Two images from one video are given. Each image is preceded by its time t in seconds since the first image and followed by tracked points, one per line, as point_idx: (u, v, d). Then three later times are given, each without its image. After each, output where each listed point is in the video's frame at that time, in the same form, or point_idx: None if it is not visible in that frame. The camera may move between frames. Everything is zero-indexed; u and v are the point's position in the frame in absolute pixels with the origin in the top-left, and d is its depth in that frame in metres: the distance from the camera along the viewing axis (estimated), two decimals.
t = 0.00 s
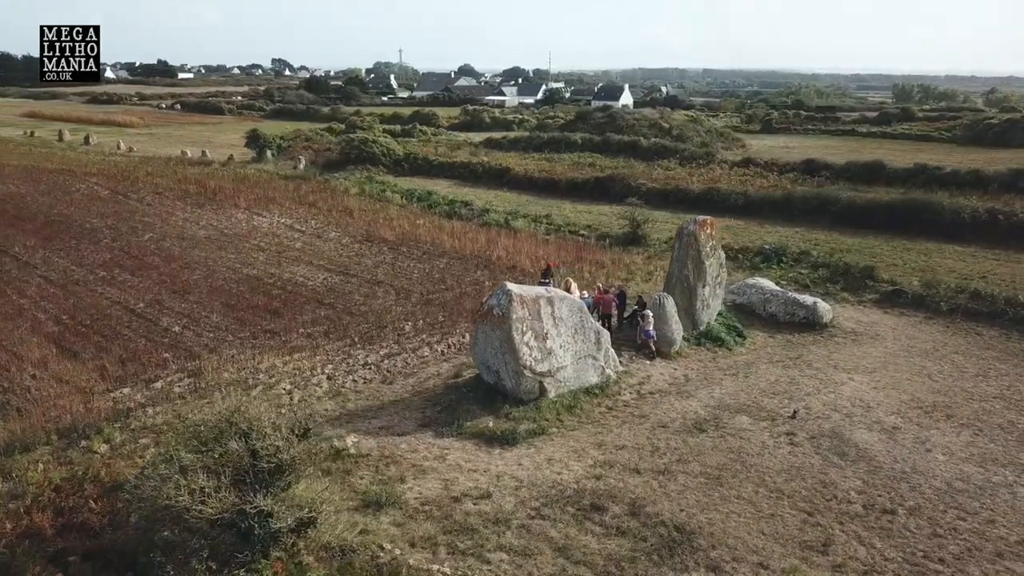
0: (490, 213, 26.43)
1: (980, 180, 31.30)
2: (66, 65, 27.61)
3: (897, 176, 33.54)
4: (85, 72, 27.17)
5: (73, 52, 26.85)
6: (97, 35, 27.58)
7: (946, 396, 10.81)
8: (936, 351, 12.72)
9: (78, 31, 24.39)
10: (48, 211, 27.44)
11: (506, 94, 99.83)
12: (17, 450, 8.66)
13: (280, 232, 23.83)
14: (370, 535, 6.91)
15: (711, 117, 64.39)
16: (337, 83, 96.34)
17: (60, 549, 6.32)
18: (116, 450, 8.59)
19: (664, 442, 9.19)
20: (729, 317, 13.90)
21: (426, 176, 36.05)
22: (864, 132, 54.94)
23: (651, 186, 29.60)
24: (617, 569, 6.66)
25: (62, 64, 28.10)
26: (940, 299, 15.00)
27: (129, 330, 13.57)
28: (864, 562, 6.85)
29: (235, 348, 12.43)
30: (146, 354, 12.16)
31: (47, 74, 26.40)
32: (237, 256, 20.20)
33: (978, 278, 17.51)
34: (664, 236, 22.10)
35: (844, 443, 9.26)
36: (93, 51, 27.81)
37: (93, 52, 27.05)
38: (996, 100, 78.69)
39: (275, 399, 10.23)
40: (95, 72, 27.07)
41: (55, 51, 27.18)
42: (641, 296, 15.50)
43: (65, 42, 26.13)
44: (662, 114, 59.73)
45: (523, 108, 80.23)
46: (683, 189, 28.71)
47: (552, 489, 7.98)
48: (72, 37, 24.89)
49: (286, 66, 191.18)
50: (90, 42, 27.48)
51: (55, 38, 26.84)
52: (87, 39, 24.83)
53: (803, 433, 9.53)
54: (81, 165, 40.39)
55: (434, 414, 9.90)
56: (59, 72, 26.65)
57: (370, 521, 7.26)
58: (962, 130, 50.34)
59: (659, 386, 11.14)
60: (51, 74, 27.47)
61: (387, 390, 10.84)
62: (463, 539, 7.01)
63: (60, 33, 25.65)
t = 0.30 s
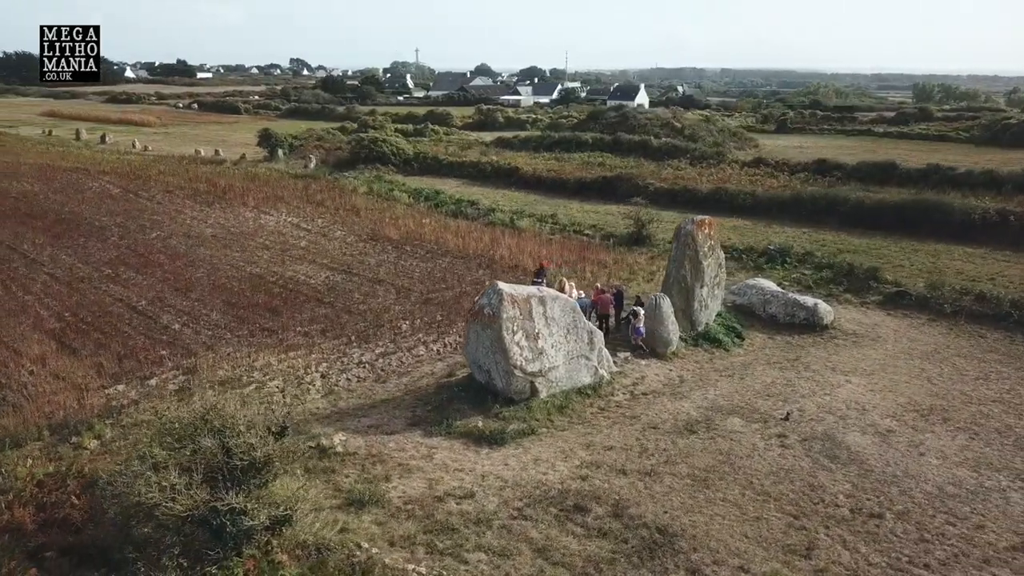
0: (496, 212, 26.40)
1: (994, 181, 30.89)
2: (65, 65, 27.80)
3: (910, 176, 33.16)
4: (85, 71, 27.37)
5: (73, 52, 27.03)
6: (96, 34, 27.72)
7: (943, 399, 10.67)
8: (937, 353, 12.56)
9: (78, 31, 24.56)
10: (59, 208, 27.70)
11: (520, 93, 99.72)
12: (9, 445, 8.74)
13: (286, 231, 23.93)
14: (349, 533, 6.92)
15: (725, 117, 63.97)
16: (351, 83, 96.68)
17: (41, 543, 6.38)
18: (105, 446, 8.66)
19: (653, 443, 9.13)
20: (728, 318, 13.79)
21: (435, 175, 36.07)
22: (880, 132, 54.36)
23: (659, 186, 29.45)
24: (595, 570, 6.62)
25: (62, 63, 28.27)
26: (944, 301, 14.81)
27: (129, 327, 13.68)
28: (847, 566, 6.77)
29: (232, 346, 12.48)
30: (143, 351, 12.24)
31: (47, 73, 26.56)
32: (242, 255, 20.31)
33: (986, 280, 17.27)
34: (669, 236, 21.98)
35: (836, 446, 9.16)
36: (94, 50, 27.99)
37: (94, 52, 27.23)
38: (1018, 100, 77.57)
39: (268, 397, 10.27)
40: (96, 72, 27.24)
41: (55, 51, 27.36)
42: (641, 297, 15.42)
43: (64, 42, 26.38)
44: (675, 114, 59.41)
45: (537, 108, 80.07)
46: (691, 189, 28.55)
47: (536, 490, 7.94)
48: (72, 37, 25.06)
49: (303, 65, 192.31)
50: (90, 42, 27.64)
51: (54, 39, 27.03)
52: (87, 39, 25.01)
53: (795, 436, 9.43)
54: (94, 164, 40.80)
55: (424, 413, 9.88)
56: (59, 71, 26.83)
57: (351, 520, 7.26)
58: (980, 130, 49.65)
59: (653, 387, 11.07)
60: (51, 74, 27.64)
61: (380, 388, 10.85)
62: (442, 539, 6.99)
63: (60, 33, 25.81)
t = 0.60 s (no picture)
0: (499, 212, 26.37)
1: (1003, 181, 30.57)
2: (65, 65, 28.02)
3: (918, 176, 32.88)
4: (85, 71, 27.57)
5: (73, 52, 27.22)
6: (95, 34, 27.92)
7: (936, 401, 10.56)
8: (933, 355, 12.43)
9: (78, 31, 24.71)
10: (65, 207, 27.91)
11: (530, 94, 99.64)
12: None
13: (289, 230, 24.01)
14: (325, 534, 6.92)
15: (736, 117, 63.63)
16: (362, 83, 96.87)
17: (18, 539, 6.41)
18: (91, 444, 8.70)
19: (638, 444, 9.07)
20: (724, 319, 13.69)
21: (441, 176, 36.12)
22: (892, 132, 53.92)
23: (663, 186, 29.35)
24: (570, 572, 6.59)
25: (64, 63, 28.49)
26: (944, 302, 14.66)
27: (125, 325, 13.75)
28: (825, 570, 6.70)
29: (226, 344, 12.53)
30: (137, 349, 12.29)
31: (46, 73, 26.76)
32: (243, 253, 20.39)
33: (988, 281, 17.09)
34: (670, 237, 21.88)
35: (823, 448, 9.06)
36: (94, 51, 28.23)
37: (93, 53, 27.43)
38: None
39: (257, 395, 10.30)
40: (95, 72, 27.40)
41: (56, 51, 27.57)
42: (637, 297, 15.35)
43: (63, 42, 26.66)
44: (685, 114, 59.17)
45: (546, 108, 79.94)
46: (695, 189, 28.42)
47: (517, 489, 7.92)
48: (72, 37, 25.23)
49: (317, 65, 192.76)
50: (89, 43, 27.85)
51: (55, 39, 27.25)
52: (87, 39, 25.18)
53: (783, 437, 9.36)
54: (104, 163, 41.09)
55: (410, 413, 9.88)
56: (60, 71, 27.03)
57: (329, 520, 7.25)
58: (994, 131, 49.10)
59: (643, 388, 11.01)
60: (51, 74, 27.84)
61: (369, 388, 10.85)
62: (419, 539, 6.96)
63: (60, 33, 25.96)
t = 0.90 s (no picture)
0: (504, 211, 26.33)
1: (1017, 182, 30.17)
2: (63, 65, 28.31)
3: (930, 177, 32.53)
4: (84, 71, 27.84)
5: (71, 52, 27.50)
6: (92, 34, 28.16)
7: (932, 405, 10.43)
8: (933, 358, 12.28)
9: (77, 31, 24.95)
10: (76, 205, 28.19)
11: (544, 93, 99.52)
12: None
13: (294, 229, 24.12)
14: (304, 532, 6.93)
15: (750, 117, 63.25)
16: (376, 82, 97.14)
17: None
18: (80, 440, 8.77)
19: (626, 445, 9.03)
20: (722, 320, 13.59)
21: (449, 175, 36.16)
22: (907, 133, 53.37)
23: (671, 186, 29.22)
24: (547, 573, 6.57)
25: (61, 63, 28.77)
26: (947, 305, 14.48)
27: (124, 322, 13.86)
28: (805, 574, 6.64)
29: (222, 341, 12.60)
30: (134, 346, 12.38)
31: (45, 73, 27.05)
32: (247, 252, 20.50)
33: (994, 284, 16.87)
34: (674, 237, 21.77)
35: (813, 451, 8.97)
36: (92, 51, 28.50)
37: (92, 52, 27.70)
38: None
39: (249, 394, 10.35)
40: (94, 72, 27.64)
41: (53, 51, 27.86)
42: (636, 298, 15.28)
43: (63, 42, 26.94)
44: (698, 114, 58.87)
45: (560, 107, 79.75)
46: (703, 189, 28.27)
47: (500, 490, 7.90)
48: (71, 38, 25.48)
49: (333, 65, 194.05)
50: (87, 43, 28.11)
51: (53, 39, 27.54)
52: (87, 39, 25.40)
53: (773, 440, 9.27)
54: (117, 161, 41.46)
55: (400, 412, 9.88)
56: (57, 71, 27.31)
57: (310, 518, 7.27)
58: (1011, 132, 48.44)
59: (636, 388, 10.95)
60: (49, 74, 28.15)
61: (361, 386, 10.87)
62: (398, 539, 6.95)
63: (60, 33, 26.20)
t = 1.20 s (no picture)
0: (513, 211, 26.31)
1: None
2: (65, 64, 28.75)
3: (947, 178, 32.11)
4: (84, 71, 28.21)
5: (71, 52, 27.88)
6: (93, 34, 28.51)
7: (931, 408, 10.29)
8: (935, 361, 12.12)
9: (77, 31, 25.30)
10: (89, 203, 28.54)
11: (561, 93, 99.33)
12: None
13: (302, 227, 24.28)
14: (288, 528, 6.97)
15: (768, 117, 62.77)
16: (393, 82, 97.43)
17: None
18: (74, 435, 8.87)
19: (617, 446, 8.99)
20: (723, 320, 13.48)
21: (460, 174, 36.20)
22: (927, 134, 52.72)
23: (681, 186, 29.08)
24: (527, 572, 6.56)
25: (61, 63, 29.16)
26: (953, 307, 14.30)
27: (128, 318, 14.02)
28: None
29: (222, 338, 12.71)
30: (136, 342, 12.51)
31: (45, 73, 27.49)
32: (255, 250, 20.67)
33: (1004, 286, 16.63)
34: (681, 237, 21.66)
35: (806, 454, 8.89)
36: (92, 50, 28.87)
37: (92, 52, 28.04)
38: None
39: (244, 391, 10.43)
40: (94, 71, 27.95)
41: (52, 51, 28.27)
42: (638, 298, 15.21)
43: (63, 42, 27.32)
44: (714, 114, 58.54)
45: (577, 107, 79.54)
46: (713, 189, 28.09)
47: (486, 489, 7.89)
48: (72, 38, 25.81)
49: (353, 65, 194.81)
50: (88, 42, 28.45)
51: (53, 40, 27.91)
52: (87, 39, 25.70)
53: (766, 442, 9.19)
54: (133, 160, 41.91)
55: (394, 410, 9.90)
56: (59, 71, 27.69)
57: (295, 514, 7.30)
58: None
59: (632, 389, 10.90)
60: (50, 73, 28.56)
61: (357, 384, 10.90)
62: (381, 536, 6.97)
63: (60, 33, 26.54)
